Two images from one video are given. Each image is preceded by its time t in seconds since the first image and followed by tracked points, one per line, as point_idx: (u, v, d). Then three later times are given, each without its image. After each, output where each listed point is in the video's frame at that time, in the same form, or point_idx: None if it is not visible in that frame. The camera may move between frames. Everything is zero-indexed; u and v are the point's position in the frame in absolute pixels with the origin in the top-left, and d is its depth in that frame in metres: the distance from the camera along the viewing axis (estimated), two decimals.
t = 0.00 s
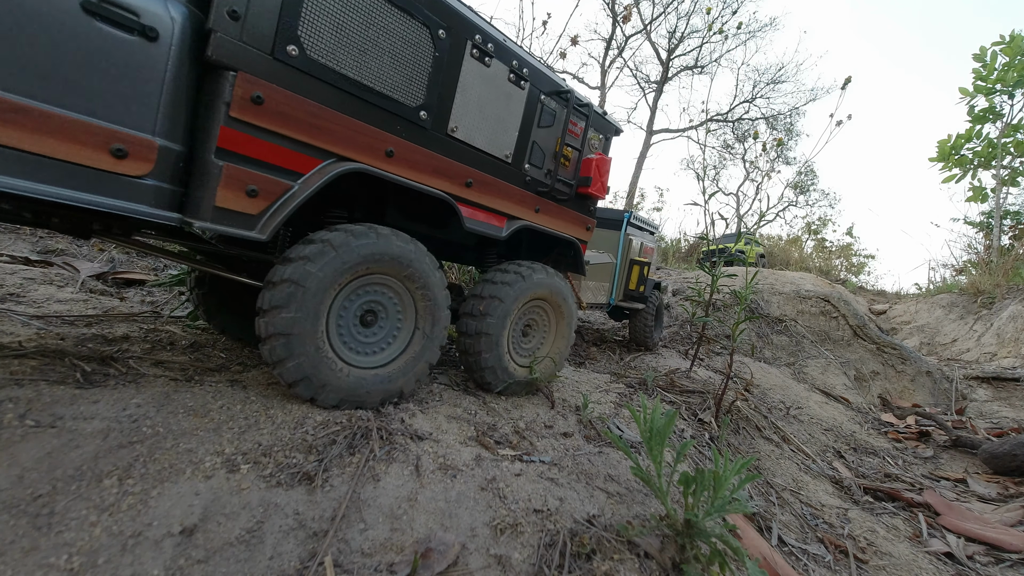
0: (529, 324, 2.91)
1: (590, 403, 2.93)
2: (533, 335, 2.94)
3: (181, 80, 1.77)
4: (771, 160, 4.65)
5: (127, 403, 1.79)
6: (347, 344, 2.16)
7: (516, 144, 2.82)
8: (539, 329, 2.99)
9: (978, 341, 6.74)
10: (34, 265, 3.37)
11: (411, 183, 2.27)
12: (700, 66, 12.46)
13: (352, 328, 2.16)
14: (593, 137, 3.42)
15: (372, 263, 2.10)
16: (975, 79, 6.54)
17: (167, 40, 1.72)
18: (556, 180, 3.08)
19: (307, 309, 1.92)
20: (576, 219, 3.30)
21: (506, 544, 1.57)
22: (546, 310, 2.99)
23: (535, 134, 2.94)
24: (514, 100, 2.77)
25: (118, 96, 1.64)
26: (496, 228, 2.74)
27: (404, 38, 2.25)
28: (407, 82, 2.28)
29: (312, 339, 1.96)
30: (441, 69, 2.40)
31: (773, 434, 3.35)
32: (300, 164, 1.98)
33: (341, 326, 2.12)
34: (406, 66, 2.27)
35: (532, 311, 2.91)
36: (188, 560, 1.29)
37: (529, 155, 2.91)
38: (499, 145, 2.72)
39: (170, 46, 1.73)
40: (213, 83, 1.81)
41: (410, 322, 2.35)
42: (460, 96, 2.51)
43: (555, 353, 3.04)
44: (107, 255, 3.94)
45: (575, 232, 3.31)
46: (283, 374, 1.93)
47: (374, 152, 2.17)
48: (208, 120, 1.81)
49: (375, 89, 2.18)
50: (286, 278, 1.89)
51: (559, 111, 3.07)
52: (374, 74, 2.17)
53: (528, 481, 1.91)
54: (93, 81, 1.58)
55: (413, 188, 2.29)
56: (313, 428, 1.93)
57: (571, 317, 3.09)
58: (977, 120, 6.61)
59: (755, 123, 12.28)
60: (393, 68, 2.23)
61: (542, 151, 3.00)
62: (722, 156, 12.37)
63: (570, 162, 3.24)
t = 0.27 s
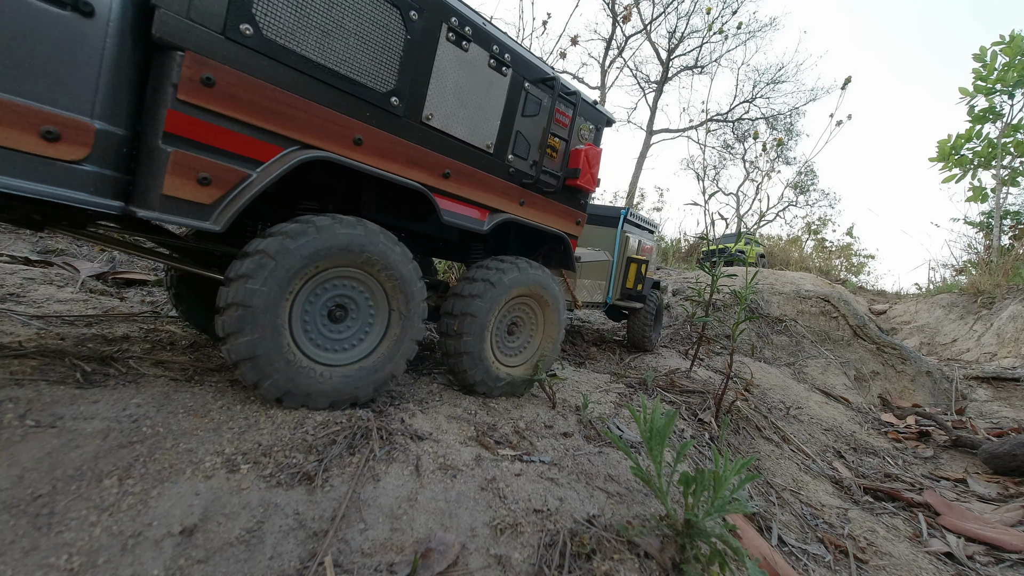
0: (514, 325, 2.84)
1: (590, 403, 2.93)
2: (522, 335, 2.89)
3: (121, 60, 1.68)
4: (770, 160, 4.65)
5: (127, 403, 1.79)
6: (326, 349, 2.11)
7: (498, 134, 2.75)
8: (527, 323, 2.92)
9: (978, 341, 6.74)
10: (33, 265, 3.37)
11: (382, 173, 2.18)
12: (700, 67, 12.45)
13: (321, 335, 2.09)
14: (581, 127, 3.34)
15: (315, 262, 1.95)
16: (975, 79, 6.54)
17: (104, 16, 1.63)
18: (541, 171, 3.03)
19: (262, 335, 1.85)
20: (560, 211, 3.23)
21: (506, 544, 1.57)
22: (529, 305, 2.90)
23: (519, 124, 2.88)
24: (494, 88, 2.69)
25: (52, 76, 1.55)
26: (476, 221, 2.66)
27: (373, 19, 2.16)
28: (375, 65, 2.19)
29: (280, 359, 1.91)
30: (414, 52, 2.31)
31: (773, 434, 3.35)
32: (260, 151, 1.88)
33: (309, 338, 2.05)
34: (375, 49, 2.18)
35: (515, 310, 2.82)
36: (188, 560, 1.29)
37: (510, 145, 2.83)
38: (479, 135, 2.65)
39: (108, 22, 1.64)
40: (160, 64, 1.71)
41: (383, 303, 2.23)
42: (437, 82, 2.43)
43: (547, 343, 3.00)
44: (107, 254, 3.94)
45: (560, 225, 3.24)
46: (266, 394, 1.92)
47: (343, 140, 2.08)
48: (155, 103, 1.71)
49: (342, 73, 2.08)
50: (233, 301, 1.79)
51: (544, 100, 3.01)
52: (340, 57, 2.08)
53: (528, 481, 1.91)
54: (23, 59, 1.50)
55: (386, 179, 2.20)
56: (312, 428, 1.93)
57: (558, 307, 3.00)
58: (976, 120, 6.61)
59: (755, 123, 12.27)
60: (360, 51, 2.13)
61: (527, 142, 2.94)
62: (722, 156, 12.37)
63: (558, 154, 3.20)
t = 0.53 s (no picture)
0: (487, 327, 2.70)
1: (590, 403, 2.93)
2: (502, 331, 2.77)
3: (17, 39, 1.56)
4: (770, 160, 4.65)
5: (127, 404, 1.79)
6: (298, 341, 2.04)
7: (466, 117, 2.57)
8: (501, 313, 2.76)
9: (978, 341, 6.74)
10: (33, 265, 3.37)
11: (328, 156, 2.04)
12: (700, 67, 12.45)
13: (276, 338, 1.99)
14: (563, 112, 3.13)
15: (224, 271, 1.78)
16: (975, 79, 6.54)
17: None
18: (515, 157, 2.83)
19: (212, 371, 1.79)
20: (539, 202, 3.03)
21: (506, 544, 1.57)
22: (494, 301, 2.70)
23: (491, 107, 2.68)
24: (461, 67, 2.50)
25: None
26: (441, 211, 2.48)
27: None
28: (320, 40, 2.03)
29: (247, 378, 1.87)
30: (366, 26, 2.14)
31: (773, 434, 3.35)
32: (186, 130, 1.75)
33: (268, 345, 1.97)
34: (321, 22, 2.02)
35: (483, 309, 2.66)
36: (188, 560, 1.29)
37: (480, 129, 2.65)
38: (446, 118, 2.47)
39: None
40: (65, 29, 1.59)
41: (327, 275, 2.05)
42: (394, 60, 2.25)
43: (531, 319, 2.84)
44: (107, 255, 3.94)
45: (540, 217, 3.04)
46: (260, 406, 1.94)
47: (283, 121, 1.95)
48: (62, 73, 1.59)
49: (279, 46, 1.93)
50: (161, 347, 1.71)
51: (519, 82, 2.80)
52: (277, 29, 1.92)
53: (528, 481, 1.91)
54: None
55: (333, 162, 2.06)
56: (313, 428, 1.93)
57: (526, 286, 2.77)
58: (976, 120, 6.61)
59: (755, 123, 12.26)
60: (302, 23, 1.98)
61: (500, 127, 2.74)
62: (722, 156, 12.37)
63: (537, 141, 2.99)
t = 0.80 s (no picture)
0: (457, 328, 2.54)
1: (590, 403, 2.93)
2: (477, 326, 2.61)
3: None
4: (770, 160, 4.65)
5: (126, 404, 1.79)
6: (261, 320, 1.94)
7: (434, 104, 2.34)
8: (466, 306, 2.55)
9: (978, 341, 6.74)
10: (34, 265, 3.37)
11: (271, 145, 1.84)
12: (700, 67, 12.44)
13: (226, 333, 1.87)
14: (546, 99, 2.87)
15: (132, 292, 1.62)
16: (975, 79, 6.54)
17: None
18: (490, 149, 2.60)
19: (182, 390, 1.74)
20: (519, 197, 2.80)
21: (506, 544, 1.57)
22: (450, 305, 2.47)
23: (461, 93, 2.44)
24: (427, 48, 2.26)
25: None
26: (404, 206, 2.27)
27: None
28: (263, 15, 1.82)
29: (225, 380, 1.82)
30: None
31: (773, 434, 3.35)
32: (106, 112, 1.58)
33: (229, 339, 1.88)
34: None
35: (444, 312, 2.46)
36: (188, 559, 1.29)
37: (450, 118, 2.43)
38: (410, 105, 2.25)
39: None
40: None
41: (246, 245, 1.84)
42: (348, 39, 2.02)
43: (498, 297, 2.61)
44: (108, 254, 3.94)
45: (519, 213, 2.81)
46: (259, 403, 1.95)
47: (219, 104, 1.75)
48: None
49: (212, 20, 1.72)
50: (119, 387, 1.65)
51: (495, 65, 2.55)
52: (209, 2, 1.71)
53: (528, 481, 1.91)
54: None
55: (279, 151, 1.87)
56: (313, 428, 1.93)
57: (481, 275, 2.49)
58: (976, 120, 6.61)
59: (755, 123, 12.26)
60: None
61: (472, 116, 2.51)
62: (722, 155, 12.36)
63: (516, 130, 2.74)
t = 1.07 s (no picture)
0: (424, 328, 2.40)
1: (590, 403, 2.93)
2: (446, 317, 2.47)
3: None
4: (770, 161, 4.65)
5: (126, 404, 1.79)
6: (211, 296, 1.81)
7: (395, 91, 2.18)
8: (422, 304, 2.36)
9: (979, 341, 6.74)
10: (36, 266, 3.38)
11: (201, 128, 1.68)
12: (700, 67, 12.44)
13: (172, 324, 1.75)
14: (523, 87, 2.66)
15: (50, 323, 1.50)
16: (975, 79, 6.54)
17: None
18: (457, 140, 2.42)
19: (169, 390, 1.72)
20: (490, 192, 2.63)
21: (506, 544, 1.57)
22: (401, 313, 2.29)
23: (425, 78, 2.26)
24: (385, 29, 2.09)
25: None
26: (363, 199, 2.11)
27: None
28: None
29: (206, 366, 1.77)
30: None
31: (773, 434, 3.35)
32: (13, 93, 1.45)
33: (188, 327, 1.78)
34: None
35: (401, 320, 2.30)
36: (188, 560, 1.29)
37: (412, 106, 2.25)
38: (367, 91, 2.09)
39: None
40: None
41: (152, 228, 1.65)
42: (295, 16, 1.86)
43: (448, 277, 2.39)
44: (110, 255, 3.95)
45: (490, 208, 2.64)
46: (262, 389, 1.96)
47: (144, 84, 1.60)
48: None
49: None
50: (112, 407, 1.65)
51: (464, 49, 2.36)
52: None
53: (528, 481, 1.91)
54: None
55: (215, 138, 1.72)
56: (313, 428, 1.93)
57: (420, 279, 2.26)
58: (976, 120, 6.61)
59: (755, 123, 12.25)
60: None
61: (437, 103, 2.33)
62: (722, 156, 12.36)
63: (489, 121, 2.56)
